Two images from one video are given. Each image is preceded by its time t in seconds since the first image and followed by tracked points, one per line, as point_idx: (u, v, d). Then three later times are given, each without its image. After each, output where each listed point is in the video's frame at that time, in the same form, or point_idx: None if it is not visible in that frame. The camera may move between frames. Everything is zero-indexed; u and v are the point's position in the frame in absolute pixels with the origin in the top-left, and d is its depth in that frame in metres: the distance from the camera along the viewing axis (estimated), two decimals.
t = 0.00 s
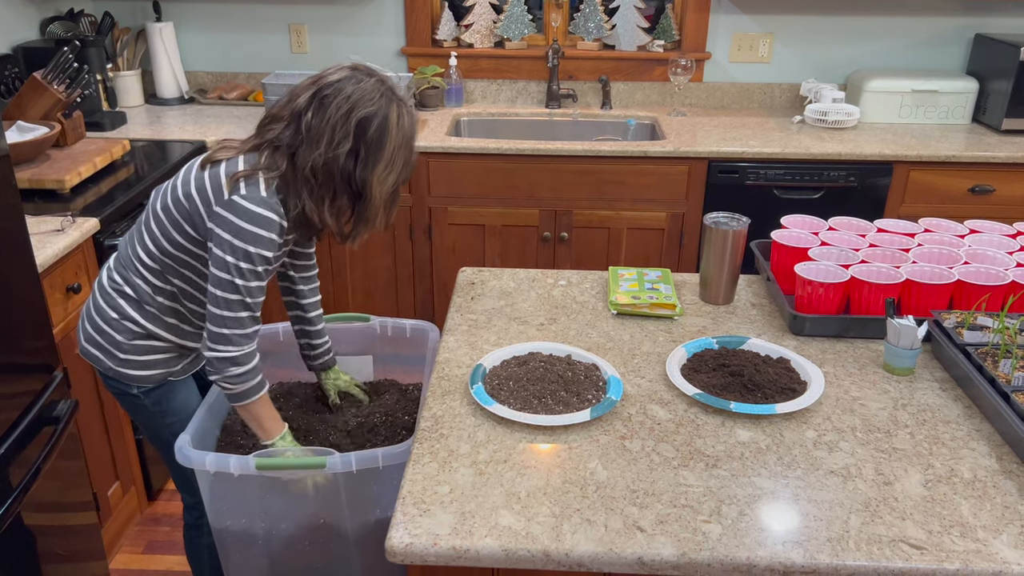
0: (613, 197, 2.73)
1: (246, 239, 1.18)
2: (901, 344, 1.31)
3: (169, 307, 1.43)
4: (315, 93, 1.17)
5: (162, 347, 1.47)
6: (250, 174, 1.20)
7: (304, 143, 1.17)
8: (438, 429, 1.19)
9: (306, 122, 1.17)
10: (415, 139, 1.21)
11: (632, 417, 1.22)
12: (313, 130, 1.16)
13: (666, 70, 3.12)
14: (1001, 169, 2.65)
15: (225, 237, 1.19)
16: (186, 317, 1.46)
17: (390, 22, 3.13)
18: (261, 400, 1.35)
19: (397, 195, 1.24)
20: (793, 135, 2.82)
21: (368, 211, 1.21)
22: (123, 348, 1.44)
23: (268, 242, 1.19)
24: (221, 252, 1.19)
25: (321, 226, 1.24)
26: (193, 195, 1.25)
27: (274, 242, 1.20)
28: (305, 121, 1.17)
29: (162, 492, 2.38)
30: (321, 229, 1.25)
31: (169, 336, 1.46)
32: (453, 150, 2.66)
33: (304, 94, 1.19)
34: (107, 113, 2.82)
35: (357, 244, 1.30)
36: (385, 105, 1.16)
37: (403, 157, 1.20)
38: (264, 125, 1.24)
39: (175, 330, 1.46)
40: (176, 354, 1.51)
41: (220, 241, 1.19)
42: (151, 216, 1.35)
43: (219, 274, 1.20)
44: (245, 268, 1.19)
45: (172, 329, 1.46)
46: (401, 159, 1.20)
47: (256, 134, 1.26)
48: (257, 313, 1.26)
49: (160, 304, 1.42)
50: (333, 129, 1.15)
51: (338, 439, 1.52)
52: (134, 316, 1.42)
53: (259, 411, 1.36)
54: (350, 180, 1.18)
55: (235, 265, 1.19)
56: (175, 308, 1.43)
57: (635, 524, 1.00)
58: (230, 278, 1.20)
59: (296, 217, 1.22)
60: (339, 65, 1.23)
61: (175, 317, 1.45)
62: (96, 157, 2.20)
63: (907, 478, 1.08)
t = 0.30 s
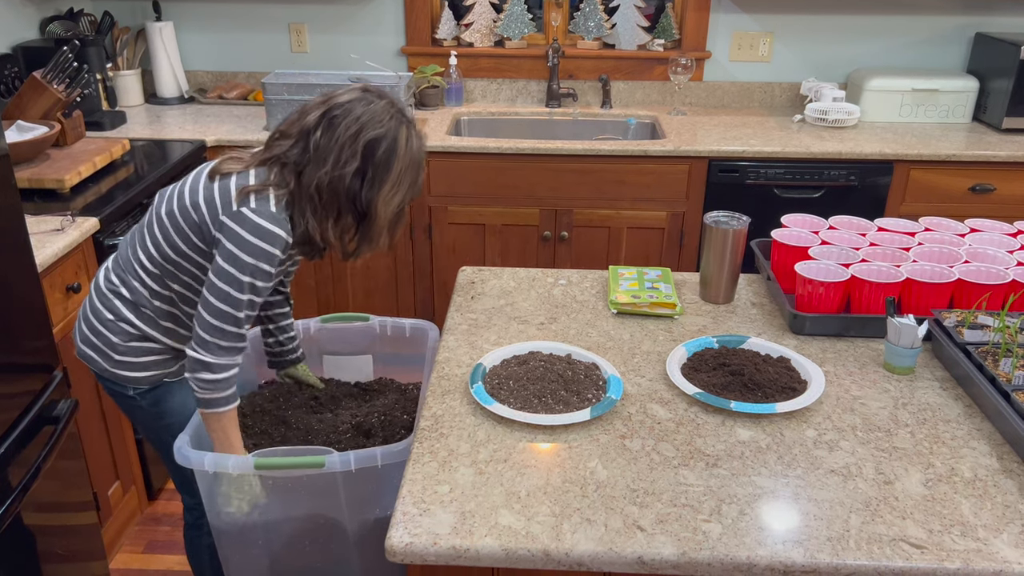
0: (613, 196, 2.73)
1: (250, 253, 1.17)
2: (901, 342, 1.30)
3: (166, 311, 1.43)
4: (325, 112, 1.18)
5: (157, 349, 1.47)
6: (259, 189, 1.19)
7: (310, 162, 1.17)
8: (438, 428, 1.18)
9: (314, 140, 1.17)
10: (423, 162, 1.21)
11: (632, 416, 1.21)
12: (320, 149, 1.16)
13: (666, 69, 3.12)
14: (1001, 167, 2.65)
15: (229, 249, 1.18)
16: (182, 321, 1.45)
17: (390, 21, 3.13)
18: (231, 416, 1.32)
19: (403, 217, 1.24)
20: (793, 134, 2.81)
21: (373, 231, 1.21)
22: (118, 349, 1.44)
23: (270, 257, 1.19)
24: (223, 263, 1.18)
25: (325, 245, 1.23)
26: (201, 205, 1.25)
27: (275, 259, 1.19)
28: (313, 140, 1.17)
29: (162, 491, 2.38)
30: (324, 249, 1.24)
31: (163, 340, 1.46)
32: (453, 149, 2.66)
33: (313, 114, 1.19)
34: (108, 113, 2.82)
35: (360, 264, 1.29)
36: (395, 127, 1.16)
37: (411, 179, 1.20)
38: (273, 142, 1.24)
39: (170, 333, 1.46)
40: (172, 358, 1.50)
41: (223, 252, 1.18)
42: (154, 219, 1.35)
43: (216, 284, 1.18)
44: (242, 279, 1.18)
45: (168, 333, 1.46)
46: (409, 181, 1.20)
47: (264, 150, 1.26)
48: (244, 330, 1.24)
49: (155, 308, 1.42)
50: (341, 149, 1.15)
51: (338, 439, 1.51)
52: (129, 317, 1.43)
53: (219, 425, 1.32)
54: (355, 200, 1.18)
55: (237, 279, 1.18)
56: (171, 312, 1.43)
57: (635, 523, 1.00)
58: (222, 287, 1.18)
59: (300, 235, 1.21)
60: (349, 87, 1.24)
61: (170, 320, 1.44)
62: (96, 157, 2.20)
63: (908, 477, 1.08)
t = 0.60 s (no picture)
0: (613, 196, 2.73)
1: (274, 303, 1.22)
2: (902, 342, 1.31)
3: (158, 325, 1.44)
4: (347, 167, 1.21)
5: (144, 355, 1.48)
6: (288, 245, 1.22)
7: (334, 217, 1.20)
8: (439, 427, 1.19)
9: (336, 196, 1.20)
10: (442, 213, 1.24)
11: (633, 415, 1.21)
12: (343, 205, 1.19)
13: (666, 68, 3.12)
14: (1001, 166, 2.65)
15: (253, 295, 1.21)
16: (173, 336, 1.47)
17: (390, 20, 3.13)
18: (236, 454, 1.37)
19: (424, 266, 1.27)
20: (793, 133, 2.82)
21: (397, 283, 1.23)
22: (106, 353, 1.44)
23: (290, 303, 1.23)
24: (246, 309, 1.22)
25: (351, 294, 1.26)
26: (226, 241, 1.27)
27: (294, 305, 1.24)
28: (335, 196, 1.20)
29: (162, 491, 2.38)
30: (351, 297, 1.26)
31: (152, 348, 1.47)
32: (453, 148, 2.66)
33: (334, 169, 1.22)
34: (108, 113, 2.82)
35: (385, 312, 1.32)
36: (414, 182, 1.19)
37: (430, 231, 1.23)
38: (296, 195, 1.27)
39: (159, 343, 1.48)
40: (158, 362, 1.52)
41: (249, 299, 1.21)
42: (167, 235, 1.36)
43: (238, 330, 1.22)
44: (263, 326, 1.23)
45: (156, 342, 1.48)
46: (428, 233, 1.23)
47: (284, 198, 1.28)
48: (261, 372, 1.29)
49: (147, 321, 1.43)
50: (363, 206, 1.18)
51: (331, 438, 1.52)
52: (120, 325, 1.43)
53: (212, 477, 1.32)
54: (378, 254, 1.20)
55: (259, 325, 1.22)
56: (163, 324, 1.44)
57: (636, 522, 1.00)
58: (246, 335, 1.23)
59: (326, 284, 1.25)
60: (368, 140, 1.26)
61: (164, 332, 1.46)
62: (96, 157, 2.20)
63: (908, 476, 1.08)
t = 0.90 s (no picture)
0: (613, 195, 2.73)
1: (285, 317, 1.22)
2: (901, 341, 1.30)
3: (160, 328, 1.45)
4: (355, 186, 1.22)
5: (144, 355, 1.48)
6: (298, 261, 1.21)
7: (341, 234, 1.21)
8: (439, 427, 1.19)
9: (344, 213, 1.21)
10: (447, 232, 1.25)
11: (633, 415, 1.21)
12: (351, 222, 1.20)
13: (666, 68, 3.11)
14: (1001, 166, 2.65)
15: (263, 307, 1.21)
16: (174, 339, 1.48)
17: (390, 20, 3.13)
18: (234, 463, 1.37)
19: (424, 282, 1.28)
20: (793, 132, 2.82)
21: (397, 298, 1.24)
22: (106, 354, 1.44)
23: (298, 318, 1.23)
24: (254, 322, 1.21)
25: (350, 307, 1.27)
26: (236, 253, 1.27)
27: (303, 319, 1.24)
28: (343, 213, 1.21)
29: (162, 491, 2.38)
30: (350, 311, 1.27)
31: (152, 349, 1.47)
32: (453, 148, 2.66)
33: (343, 187, 1.23)
34: (108, 112, 2.82)
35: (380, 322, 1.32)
36: (421, 202, 1.20)
37: (435, 250, 1.24)
38: (303, 211, 1.27)
39: (159, 345, 1.48)
40: (157, 362, 1.52)
41: (258, 311, 1.21)
42: (173, 239, 1.36)
43: (245, 342, 1.22)
44: (273, 338, 1.23)
45: (157, 344, 1.48)
46: (432, 252, 1.24)
47: (292, 213, 1.28)
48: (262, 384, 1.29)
49: (151, 323, 1.43)
50: (370, 223, 1.19)
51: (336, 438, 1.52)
52: (123, 327, 1.43)
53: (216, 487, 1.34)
54: (382, 270, 1.21)
55: (268, 338, 1.22)
56: (164, 327, 1.44)
57: (635, 521, 1.00)
58: (253, 348, 1.22)
59: (329, 301, 1.25)
60: (377, 159, 1.28)
61: (165, 334, 1.46)
62: (96, 156, 2.20)
63: (908, 476, 1.08)
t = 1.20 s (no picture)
0: (613, 195, 2.73)
1: (287, 337, 1.22)
2: (901, 341, 1.31)
3: (162, 331, 1.45)
4: (365, 216, 1.21)
5: (143, 357, 1.49)
6: (307, 285, 1.21)
7: (352, 264, 1.21)
8: (439, 427, 1.19)
9: (355, 244, 1.21)
10: (456, 260, 1.25)
11: (632, 415, 1.21)
12: (362, 253, 1.20)
13: (666, 68, 3.11)
14: (1001, 166, 2.65)
15: (266, 326, 1.21)
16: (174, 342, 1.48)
17: (390, 20, 3.13)
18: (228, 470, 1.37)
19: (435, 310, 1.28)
20: (793, 132, 2.82)
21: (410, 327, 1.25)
22: (106, 355, 1.44)
23: (301, 341, 1.23)
24: (255, 339, 1.22)
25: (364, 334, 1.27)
26: (244, 269, 1.27)
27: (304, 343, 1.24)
28: (354, 243, 1.21)
29: (162, 491, 2.38)
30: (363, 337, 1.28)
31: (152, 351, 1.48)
32: (453, 148, 2.66)
33: (354, 216, 1.23)
34: (107, 112, 2.82)
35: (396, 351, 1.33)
36: (431, 233, 1.20)
37: (445, 279, 1.24)
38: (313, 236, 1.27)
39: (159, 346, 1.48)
40: (156, 363, 1.52)
41: (262, 329, 1.21)
42: (180, 246, 1.36)
43: (245, 360, 1.22)
44: (272, 358, 1.23)
45: (156, 345, 1.48)
46: (442, 280, 1.24)
47: (300, 238, 1.28)
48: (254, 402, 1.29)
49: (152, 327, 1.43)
50: (382, 254, 1.19)
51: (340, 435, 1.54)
52: (124, 329, 1.43)
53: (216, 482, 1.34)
54: (393, 300, 1.21)
55: (267, 357, 1.23)
56: (165, 332, 1.45)
57: (635, 521, 1.00)
58: (255, 366, 1.23)
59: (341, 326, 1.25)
60: (387, 187, 1.27)
61: (166, 338, 1.46)
62: (96, 157, 2.20)
63: (908, 475, 1.08)
